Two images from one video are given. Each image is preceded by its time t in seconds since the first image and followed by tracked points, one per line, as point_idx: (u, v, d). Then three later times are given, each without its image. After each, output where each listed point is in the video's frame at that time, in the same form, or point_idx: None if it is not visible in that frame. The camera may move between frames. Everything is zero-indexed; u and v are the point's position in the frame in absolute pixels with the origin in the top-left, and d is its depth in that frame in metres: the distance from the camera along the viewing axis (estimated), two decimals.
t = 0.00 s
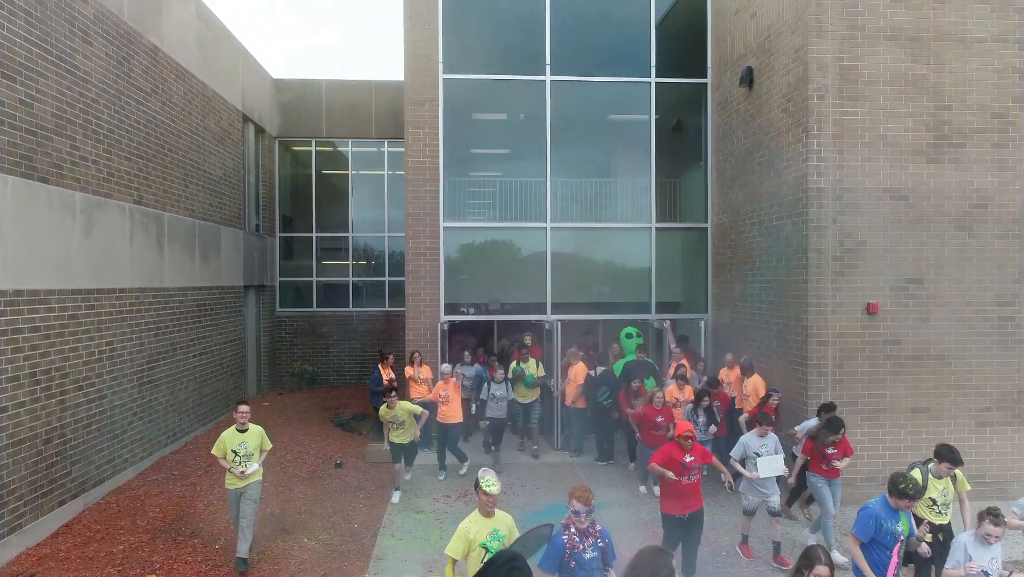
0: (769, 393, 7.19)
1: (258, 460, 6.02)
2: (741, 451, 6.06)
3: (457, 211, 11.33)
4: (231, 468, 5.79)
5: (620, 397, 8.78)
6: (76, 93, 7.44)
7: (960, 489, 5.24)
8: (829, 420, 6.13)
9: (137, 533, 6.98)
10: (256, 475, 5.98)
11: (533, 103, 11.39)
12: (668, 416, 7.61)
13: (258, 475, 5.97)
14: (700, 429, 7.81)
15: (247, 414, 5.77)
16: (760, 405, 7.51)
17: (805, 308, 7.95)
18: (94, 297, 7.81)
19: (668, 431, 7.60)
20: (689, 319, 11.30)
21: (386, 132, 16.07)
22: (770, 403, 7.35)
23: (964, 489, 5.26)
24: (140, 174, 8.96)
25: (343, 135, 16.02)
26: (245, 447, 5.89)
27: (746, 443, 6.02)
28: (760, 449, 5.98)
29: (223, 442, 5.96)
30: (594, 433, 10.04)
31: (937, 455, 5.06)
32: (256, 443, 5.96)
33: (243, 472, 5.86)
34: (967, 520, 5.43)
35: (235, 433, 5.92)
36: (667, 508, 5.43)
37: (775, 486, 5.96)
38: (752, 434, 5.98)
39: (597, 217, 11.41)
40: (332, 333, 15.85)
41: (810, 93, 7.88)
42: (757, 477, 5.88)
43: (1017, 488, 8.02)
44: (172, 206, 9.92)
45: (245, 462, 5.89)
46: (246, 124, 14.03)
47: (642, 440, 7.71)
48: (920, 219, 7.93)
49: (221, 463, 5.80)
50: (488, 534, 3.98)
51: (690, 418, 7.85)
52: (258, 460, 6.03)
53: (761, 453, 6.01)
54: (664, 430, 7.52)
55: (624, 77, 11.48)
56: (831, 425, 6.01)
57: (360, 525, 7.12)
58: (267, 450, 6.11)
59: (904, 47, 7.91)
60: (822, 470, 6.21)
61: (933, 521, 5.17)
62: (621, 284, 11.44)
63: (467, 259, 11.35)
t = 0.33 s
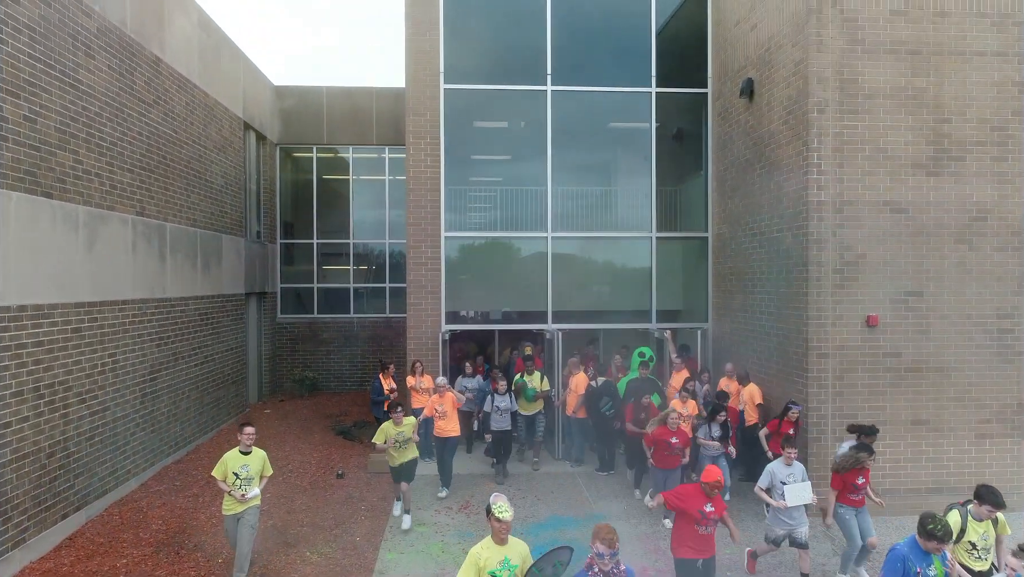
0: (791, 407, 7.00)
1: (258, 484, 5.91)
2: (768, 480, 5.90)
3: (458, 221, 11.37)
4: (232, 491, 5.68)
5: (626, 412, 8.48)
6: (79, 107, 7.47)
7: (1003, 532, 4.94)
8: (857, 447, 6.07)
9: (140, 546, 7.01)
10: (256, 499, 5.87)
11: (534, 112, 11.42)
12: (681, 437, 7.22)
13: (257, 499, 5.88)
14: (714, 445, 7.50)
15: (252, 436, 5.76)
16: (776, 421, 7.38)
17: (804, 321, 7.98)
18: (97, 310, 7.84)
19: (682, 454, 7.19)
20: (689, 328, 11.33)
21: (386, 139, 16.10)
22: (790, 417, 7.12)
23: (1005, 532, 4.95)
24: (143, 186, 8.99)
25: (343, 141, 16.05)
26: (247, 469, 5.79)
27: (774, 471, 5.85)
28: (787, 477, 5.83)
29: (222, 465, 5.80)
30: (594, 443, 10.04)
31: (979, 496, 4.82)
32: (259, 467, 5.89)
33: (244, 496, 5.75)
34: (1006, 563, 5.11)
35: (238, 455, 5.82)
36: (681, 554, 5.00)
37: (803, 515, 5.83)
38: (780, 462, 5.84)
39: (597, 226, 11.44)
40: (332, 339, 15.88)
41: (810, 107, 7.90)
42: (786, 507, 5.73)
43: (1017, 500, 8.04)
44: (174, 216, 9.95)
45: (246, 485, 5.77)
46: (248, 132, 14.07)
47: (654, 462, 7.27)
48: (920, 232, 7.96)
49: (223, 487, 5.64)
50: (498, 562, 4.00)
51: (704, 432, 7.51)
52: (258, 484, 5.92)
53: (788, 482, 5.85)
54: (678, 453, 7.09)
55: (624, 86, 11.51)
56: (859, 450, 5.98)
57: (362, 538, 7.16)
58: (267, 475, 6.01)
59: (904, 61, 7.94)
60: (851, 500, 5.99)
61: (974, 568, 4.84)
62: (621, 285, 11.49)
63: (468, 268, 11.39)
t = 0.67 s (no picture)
0: (808, 426, 6.97)
1: (260, 497, 5.91)
2: (787, 497, 5.88)
3: (459, 229, 11.39)
4: (233, 505, 5.67)
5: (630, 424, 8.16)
6: (82, 118, 7.50)
7: None
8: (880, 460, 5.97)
9: (142, 557, 7.02)
10: (258, 513, 5.85)
11: (534, 120, 11.44)
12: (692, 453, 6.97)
13: (258, 514, 5.88)
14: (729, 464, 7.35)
15: (255, 449, 5.76)
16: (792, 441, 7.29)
17: (805, 330, 8.01)
18: (99, 321, 7.86)
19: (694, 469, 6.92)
20: (689, 335, 11.36)
21: (387, 144, 16.12)
22: (807, 436, 7.06)
23: None
24: (145, 195, 9.01)
25: (344, 147, 16.07)
26: (249, 483, 5.77)
27: (793, 487, 5.85)
28: (807, 495, 5.80)
29: (223, 480, 5.78)
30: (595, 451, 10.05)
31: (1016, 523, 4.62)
32: (261, 481, 5.87)
33: (245, 510, 5.73)
34: None
35: (240, 469, 5.80)
36: None
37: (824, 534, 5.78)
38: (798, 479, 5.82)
39: (597, 234, 11.47)
40: (333, 344, 15.90)
41: (810, 118, 7.92)
42: (803, 526, 5.71)
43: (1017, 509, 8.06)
44: (176, 224, 9.97)
45: (248, 499, 5.76)
46: (249, 138, 14.10)
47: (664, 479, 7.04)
48: (920, 242, 7.98)
49: (224, 501, 5.63)
50: None
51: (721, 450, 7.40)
52: (260, 497, 5.91)
53: (807, 499, 5.82)
54: (688, 468, 6.85)
55: (625, 94, 11.53)
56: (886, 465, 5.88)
57: (365, 549, 7.17)
58: (268, 489, 6.00)
59: (904, 72, 7.97)
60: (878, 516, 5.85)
61: None
62: (622, 285, 11.53)
63: (469, 276, 11.42)
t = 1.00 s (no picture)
0: (835, 452, 6.56)
1: (262, 519, 5.95)
2: (809, 527, 5.70)
3: (460, 238, 11.42)
4: (239, 529, 5.68)
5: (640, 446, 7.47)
6: (85, 132, 7.53)
7: None
8: (911, 489, 5.60)
9: (145, 570, 7.04)
10: (261, 535, 5.90)
11: (535, 130, 11.47)
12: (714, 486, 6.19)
13: (261, 536, 5.91)
14: (754, 490, 7.50)
15: (259, 472, 5.78)
16: (817, 467, 6.86)
17: (805, 343, 8.05)
18: (102, 333, 7.89)
19: (718, 504, 6.14)
20: (689, 344, 11.40)
21: (388, 150, 16.15)
22: (834, 463, 6.62)
23: None
24: (148, 207, 9.04)
25: (345, 153, 16.10)
26: (253, 506, 5.80)
27: (815, 518, 5.65)
28: (831, 527, 5.59)
29: (226, 504, 5.77)
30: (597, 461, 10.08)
31: None
32: (264, 502, 5.91)
33: (250, 533, 5.76)
34: None
35: (244, 491, 5.81)
36: None
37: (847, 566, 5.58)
38: (823, 509, 5.61)
39: (598, 244, 11.50)
40: (335, 350, 15.93)
41: (811, 131, 7.93)
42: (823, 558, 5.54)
43: (1016, 520, 8.08)
44: (178, 234, 10.00)
45: (252, 522, 5.79)
46: (250, 146, 14.14)
47: (684, 516, 6.16)
48: (920, 255, 8.02)
49: (228, 526, 5.63)
50: None
51: (748, 476, 7.55)
52: (262, 519, 5.95)
53: (831, 531, 5.61)
54: (715, 504, 6.03)
55: (626, 103, 11.56)
56: (914, 494, 5.54)
57: (367, 562, 7.20)
58: (269, 509, 6.05)
59: (904, 85, 8.00)
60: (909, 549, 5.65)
61: None
62: (623, 293, 11.56)
63: (471, 285, 11.45)
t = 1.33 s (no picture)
0: (865, 469, 6.45)
1: (263, 541, 5.98)
2: (834, 558, 5.45)
3: (461, 246, 11.45)
4: (242, 553, 5.71)
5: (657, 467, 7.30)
6: (89, 143, 7.56)
7: None
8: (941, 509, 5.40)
9: None
10: (262, 557, 5.93)
11: (536, 137, 11.50)
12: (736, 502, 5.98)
13: (262, 558, 5.94)
14: (776, 501, 7.06)
15: (260, 495, 5.81)
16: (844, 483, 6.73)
17: (805, 353, 8.09)
18: (106, 343, 7.92)
19: (741, 523, 5.95)
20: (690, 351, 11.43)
21: (389, 155, 16.18)
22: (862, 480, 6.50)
23: None
24: (150, 215, 9.08)
25: (347, 158, 16.13)
26: (255, 529, 5.81)
27: (840, 546, 5.42)
28: (856, 555, 5.37)
29: (226, 529, 5.77)
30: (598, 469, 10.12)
31: None
32: (265, 523, 5.93)
33: (252, 557, 5.78)
34: None
35: (246, 515, 5.81)
36: None
37: None
38: (850, 538, 5.37)
39: (599, 251, 11.53)
40: (336, 355, 15.98)
41: (812, 143, 7.95)
42: None
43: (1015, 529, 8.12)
44: (181, 242, 10.03)
45: (255, 544, 5.81)
46: (252, 151, 14.17)
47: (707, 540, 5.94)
48: (920, 265, 8.05)
49: (230, 551, 5.65)
50: None
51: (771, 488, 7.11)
52: (263, 540, 5.98)
53: (857, 560, 5.40)
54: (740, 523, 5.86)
55: (627, 110, 11.58)
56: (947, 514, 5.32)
57: (370, 571, 7.24)
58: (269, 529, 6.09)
59: (904, 96, 8.04)
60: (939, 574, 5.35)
61: None
62: (624, 300, 11.60)
63: (472, 292, 11.49)
